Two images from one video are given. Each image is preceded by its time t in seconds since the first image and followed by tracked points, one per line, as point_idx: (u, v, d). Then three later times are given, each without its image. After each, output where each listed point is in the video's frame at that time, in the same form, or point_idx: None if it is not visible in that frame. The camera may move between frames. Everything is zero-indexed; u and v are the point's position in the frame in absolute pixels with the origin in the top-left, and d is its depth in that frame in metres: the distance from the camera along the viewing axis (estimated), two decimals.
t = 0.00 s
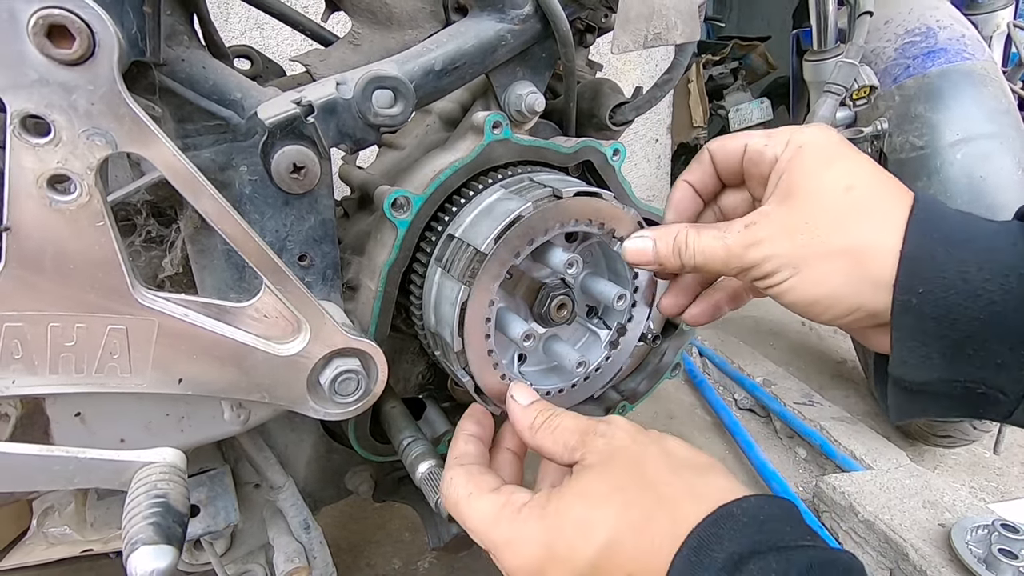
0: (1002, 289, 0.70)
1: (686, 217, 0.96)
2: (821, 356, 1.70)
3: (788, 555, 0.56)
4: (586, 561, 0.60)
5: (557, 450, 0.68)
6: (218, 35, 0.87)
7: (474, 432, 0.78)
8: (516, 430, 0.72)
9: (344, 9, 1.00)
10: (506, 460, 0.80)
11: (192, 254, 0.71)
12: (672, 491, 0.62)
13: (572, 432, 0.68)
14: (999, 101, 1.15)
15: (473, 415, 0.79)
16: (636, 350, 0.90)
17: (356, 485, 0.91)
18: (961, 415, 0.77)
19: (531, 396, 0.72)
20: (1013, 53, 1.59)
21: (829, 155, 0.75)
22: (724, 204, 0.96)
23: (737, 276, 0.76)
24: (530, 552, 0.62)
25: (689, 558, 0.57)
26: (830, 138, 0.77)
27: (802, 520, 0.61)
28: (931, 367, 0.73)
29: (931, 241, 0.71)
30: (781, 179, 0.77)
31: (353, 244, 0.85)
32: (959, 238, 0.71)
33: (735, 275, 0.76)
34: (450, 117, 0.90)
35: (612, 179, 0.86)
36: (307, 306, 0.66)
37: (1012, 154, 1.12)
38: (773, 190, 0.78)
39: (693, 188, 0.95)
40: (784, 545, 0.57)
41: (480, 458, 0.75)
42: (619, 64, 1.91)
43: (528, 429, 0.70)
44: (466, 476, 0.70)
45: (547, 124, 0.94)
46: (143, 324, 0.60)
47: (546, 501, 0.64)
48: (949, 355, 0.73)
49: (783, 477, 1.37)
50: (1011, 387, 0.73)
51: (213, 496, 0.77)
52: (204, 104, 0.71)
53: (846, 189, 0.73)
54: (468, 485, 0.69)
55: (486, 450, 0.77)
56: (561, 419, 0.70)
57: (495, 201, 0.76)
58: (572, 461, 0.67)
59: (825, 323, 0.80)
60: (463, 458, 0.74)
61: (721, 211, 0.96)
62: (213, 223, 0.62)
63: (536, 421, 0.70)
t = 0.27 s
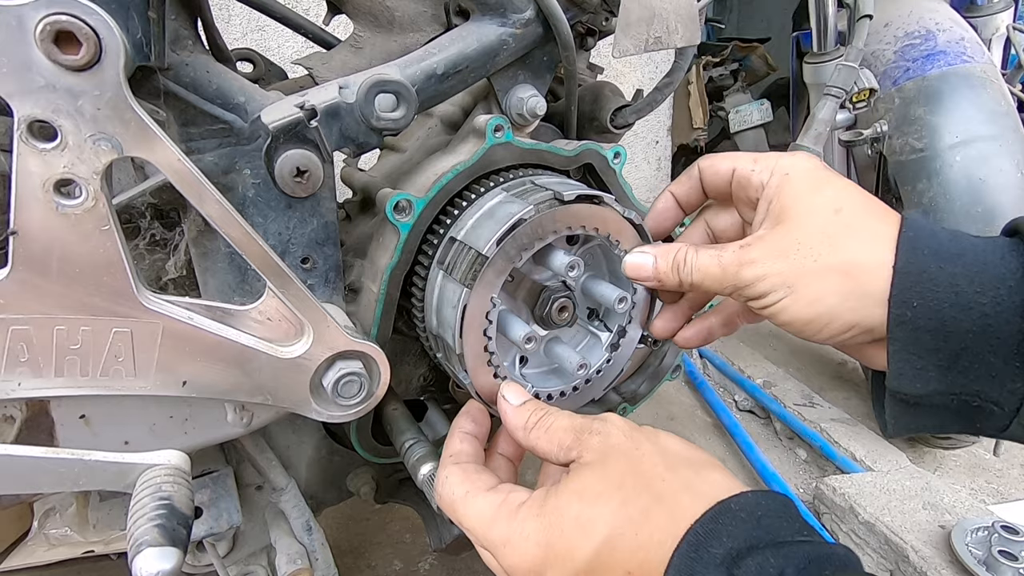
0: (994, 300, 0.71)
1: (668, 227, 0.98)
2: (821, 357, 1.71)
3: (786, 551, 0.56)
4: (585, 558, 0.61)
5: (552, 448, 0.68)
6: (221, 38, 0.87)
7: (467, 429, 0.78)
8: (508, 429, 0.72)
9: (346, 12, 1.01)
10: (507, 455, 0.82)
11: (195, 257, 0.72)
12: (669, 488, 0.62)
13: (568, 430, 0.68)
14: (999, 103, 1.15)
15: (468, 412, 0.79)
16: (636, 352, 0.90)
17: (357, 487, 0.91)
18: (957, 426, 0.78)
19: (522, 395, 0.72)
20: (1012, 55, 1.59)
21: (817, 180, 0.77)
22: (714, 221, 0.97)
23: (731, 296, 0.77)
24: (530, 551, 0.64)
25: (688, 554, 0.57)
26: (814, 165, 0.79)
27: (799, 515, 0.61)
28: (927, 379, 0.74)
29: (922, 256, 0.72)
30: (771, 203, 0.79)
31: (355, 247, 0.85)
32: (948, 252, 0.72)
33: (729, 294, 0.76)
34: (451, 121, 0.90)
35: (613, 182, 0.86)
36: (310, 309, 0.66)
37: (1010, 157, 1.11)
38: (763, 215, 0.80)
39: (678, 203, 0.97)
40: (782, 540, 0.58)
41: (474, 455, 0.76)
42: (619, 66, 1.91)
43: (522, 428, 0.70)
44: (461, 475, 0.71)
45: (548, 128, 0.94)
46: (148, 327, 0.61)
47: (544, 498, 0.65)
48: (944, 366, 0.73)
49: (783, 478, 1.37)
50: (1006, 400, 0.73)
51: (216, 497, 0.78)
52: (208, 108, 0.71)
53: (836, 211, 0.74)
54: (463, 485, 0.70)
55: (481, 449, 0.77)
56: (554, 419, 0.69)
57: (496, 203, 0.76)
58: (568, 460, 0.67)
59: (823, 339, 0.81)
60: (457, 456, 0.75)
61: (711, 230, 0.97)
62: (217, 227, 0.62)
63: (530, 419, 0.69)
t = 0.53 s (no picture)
0: (1002, 299, 0.71)
1: (676, 244, 0.97)
2: (822, 358, 1.70)
3: (777, 554, 0.56)
4: None
5: (546, 460, 0.67)
6: (220, 38, 0.87)
7: (478, 443, 0.77)
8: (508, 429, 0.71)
9: (345, 12, 1.01)
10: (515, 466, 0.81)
11: (194, 257, 0.72)
12: (661, 502, 0.62)
13: (562, 442, 0.67)
14: (1000, 103, 1.14)
15: (480, 427, 0.78)
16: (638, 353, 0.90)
17: (357, 487, 0.91)
18: (966, 431, 0.77)
19: (525, 394, 0.71)
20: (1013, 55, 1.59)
21: (821, 191, 0.78)
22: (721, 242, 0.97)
23: (739, 303, 0.77)
24: None
25: (681, 566, 0.57)
26: (817, 179, 0.80)
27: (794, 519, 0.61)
28: (937, 379, 0.73)
29: (928, 258, 0.73)
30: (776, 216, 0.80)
31: (355, 247, 0.85)
32: (955, 254, 0.73)
33: (738, 300, 0.76)
34: (452, 120, 0.90)
35: (614, 182, 0.86)
36: (309, 309, 0.66)
37: (1012, 157, 1.11)
38: (770, 227, 0.81)
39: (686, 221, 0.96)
40: (773, 545, 0.57)
41: (482, 473, 0.75)
42: (620, 66, 1.91)
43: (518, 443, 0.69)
44: (465, 495, 0.71)
45: (548, 127, 0.94)
46: (146, 327, 0.60)
47: (540, 527, 0.64)
48: (953, 365, 0.73)
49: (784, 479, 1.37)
50: (1015, 400, 0.73)
51: (214, 498, 0.77)
52: (207, 107, 0.71)
53: (842, 221, 0.75)
54: (467, 505, 0.69)
55: (488, 465, 0.77)
56: (551, 426, 0.68)
57: (497, 203, 0.76)
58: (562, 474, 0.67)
59: (833, 345, 0.80)
60: (465, 474, 0.74)
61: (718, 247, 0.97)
62: (216, 226, 0.62)
63: (529, 425, 0.69)
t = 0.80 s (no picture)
0: (1011, 266, 0.70)
1: (667, 214, 0.97)
2: (822, 358, 1.70)
3: (781, 554, 0.57)
4: (581, 569, 0.61)
5: (547, 446, 0.67)
6: (221, 38, 0.87)
7: (468, 437, 0.77)
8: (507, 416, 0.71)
9: (346, 12, 1.01)
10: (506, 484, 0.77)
11: (194, 256, 0.72)
12: (664, 495, 0.62)
13: (565, 429, 0.67)
14: (1000, 103, 1.15)
15: (470, 420, 0.78)
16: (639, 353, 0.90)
17: (357, 488, 0.91)
18: (967, 404, 0.77)
19: (525, 382, 0.70)
20: (1013, 56, 1.59)
21: (818, 160, 0.78)
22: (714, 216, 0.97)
23: (739, 277, 0.77)
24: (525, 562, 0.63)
25: (682, 560, 0.58)
26: (813, 149, 0.80)
27: (796, 517, 0.61)
28: (939, 350, 0.73)
29: (936, 224, 0.72)
30: (773, 188, 0.79)
31: (356, 247, 0.85)
32: (963, 220, 0.72)
33: (739, 274, 0.76)
34: (452, 121, 0.90)
35: (614, 182, 0.86)
36: (309, 309, 0.66)
37: (1013, 157, 1.11)
38: (768, 198, 0.80)
39: (680, 190, 0.97)
40: (776, 544, 0.58)
41: (473, 465, 0.75)
42: (620, 67, 1.91)
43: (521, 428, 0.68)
44: (457, 485, 0.70)
45: (548, 127, 0.94)
46: (147, 327, 0.60)
47: (538, 510, 0.64)
48: (956, 336, 0.72)
49: (784, 479, 1.37)
50: (1018, 371, 0.73)
51: (215, 498, 0.77)
52: (208, 108, 0.71)
53: (842, 187, 0.74)
54: (460, 495, 0.69)
55: (480, 457, 0.76)
56: (554, 414, 0.68)
57: (497, 203, 0.76)
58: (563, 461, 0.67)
59: (837, 314, 0.79)
60: (454, 465, 0.74)
61: (712, 222, 0.97)
62: (216, 226, 0.62)
63: (529, 414, 0.68)
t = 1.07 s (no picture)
0: (1002, 278, 0.71)
1: (662, 230, 0.99)
2: (822, 359, 1.71)
3: (786, 558, 0.55)
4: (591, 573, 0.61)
5: (555, 458, 0.68)
6: (223, 41, 0.87)
7: (471, 446, 0.77)
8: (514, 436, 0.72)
9: (347, 15, 1.01)
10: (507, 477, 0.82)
11: (197, 259, 0.72)
12: (671, 500, 0.62)
13: (571, 439, 0.68)
14: (999, 105, 1.15)
15: (474, 429, 0.78)
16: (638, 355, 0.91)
17: (359, 489, 0.91)
18: (963, 409, 0.80)
19: (529, 403, 0.72)
20: (1012, 57, 1.59)
21: (808, 175, 0.79)
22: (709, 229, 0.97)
23: (735, 293, 0.77)
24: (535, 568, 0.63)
25: (689, 564, 0.57)
26: (802, 163, 0.81)
27: (799, 522, 0.61)
28: (933, 360, 0.74)
29: (927, 237, 0.73)
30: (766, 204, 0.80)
31: (357, 249, 0.85)
32: (954, 232, 0.73)
33: (734, 290, 0.76)
34: (453, 123, 0.90)
35: (614, 185, 0.86)
36: (312, 311, 0.66)
37: (1012, 158, 1.12)
38: (760, 214, 0.81)
39: (672, 206, 0.98)
40: (782, 548, 0.57)
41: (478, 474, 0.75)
42: (620, 68, 1.91)
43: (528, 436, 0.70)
44: (464, 493, 0.71)
45: (549, 130, 0.94)
46: (151, 330, 0.61)
47: (547, 516, 0.65)
48: (950, 346, 0.74)
49: (785, 480, 1.37)
50: (1011, 380, 0.75)
51: (217, 500, 0.78)
52: (210, 111, 0.71)
53: (832, 203, 0.75)
54: (467, 502, 0.69)
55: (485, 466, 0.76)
56: (559, 428, 0.69)
57: (499, 206, 0.76)
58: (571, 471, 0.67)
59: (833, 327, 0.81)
60: (460, 474, 0.74)
61: (708, 236, 0.97)
62: (220, 229, 0.62)
63: (535, 428, 0.70)
